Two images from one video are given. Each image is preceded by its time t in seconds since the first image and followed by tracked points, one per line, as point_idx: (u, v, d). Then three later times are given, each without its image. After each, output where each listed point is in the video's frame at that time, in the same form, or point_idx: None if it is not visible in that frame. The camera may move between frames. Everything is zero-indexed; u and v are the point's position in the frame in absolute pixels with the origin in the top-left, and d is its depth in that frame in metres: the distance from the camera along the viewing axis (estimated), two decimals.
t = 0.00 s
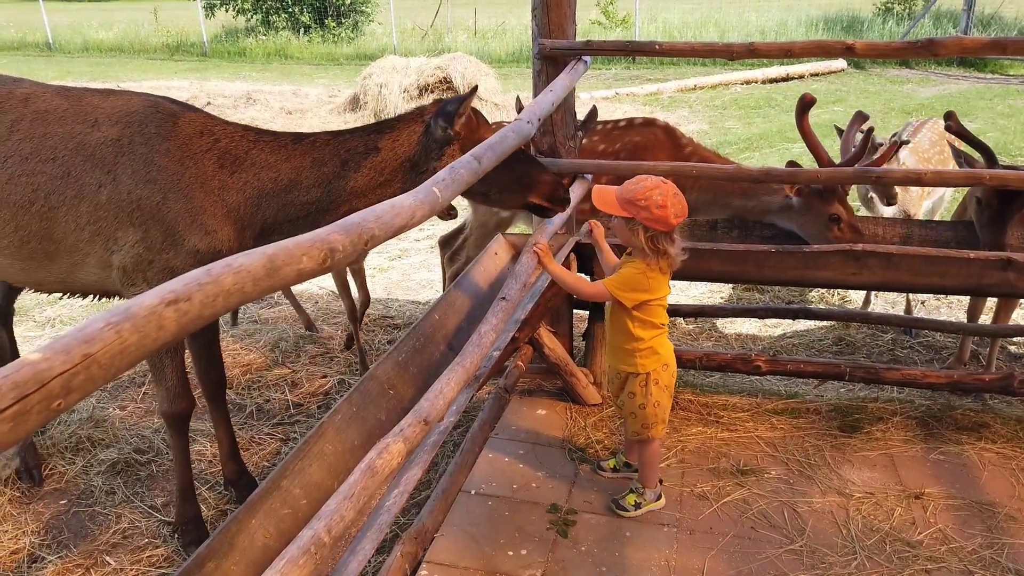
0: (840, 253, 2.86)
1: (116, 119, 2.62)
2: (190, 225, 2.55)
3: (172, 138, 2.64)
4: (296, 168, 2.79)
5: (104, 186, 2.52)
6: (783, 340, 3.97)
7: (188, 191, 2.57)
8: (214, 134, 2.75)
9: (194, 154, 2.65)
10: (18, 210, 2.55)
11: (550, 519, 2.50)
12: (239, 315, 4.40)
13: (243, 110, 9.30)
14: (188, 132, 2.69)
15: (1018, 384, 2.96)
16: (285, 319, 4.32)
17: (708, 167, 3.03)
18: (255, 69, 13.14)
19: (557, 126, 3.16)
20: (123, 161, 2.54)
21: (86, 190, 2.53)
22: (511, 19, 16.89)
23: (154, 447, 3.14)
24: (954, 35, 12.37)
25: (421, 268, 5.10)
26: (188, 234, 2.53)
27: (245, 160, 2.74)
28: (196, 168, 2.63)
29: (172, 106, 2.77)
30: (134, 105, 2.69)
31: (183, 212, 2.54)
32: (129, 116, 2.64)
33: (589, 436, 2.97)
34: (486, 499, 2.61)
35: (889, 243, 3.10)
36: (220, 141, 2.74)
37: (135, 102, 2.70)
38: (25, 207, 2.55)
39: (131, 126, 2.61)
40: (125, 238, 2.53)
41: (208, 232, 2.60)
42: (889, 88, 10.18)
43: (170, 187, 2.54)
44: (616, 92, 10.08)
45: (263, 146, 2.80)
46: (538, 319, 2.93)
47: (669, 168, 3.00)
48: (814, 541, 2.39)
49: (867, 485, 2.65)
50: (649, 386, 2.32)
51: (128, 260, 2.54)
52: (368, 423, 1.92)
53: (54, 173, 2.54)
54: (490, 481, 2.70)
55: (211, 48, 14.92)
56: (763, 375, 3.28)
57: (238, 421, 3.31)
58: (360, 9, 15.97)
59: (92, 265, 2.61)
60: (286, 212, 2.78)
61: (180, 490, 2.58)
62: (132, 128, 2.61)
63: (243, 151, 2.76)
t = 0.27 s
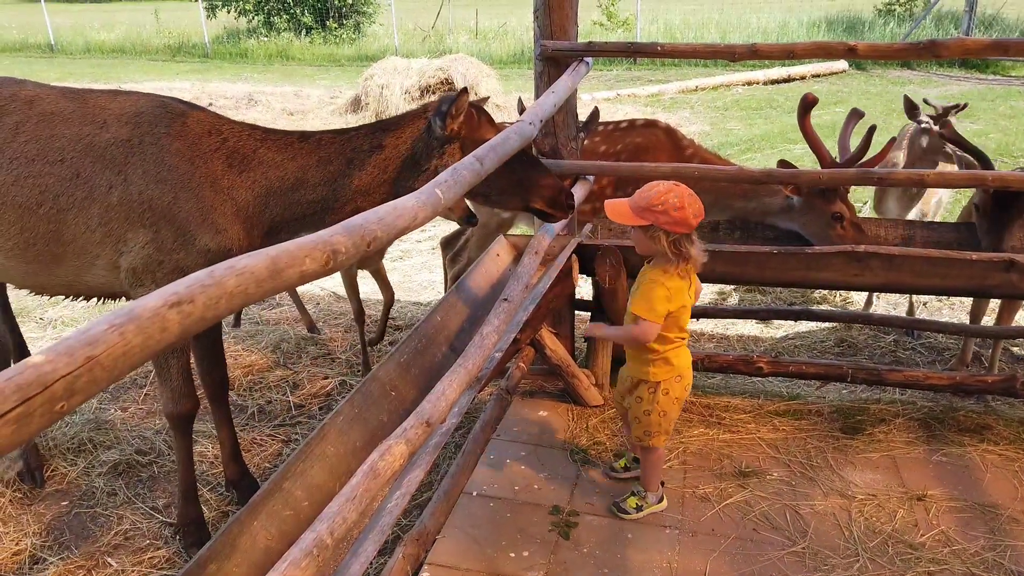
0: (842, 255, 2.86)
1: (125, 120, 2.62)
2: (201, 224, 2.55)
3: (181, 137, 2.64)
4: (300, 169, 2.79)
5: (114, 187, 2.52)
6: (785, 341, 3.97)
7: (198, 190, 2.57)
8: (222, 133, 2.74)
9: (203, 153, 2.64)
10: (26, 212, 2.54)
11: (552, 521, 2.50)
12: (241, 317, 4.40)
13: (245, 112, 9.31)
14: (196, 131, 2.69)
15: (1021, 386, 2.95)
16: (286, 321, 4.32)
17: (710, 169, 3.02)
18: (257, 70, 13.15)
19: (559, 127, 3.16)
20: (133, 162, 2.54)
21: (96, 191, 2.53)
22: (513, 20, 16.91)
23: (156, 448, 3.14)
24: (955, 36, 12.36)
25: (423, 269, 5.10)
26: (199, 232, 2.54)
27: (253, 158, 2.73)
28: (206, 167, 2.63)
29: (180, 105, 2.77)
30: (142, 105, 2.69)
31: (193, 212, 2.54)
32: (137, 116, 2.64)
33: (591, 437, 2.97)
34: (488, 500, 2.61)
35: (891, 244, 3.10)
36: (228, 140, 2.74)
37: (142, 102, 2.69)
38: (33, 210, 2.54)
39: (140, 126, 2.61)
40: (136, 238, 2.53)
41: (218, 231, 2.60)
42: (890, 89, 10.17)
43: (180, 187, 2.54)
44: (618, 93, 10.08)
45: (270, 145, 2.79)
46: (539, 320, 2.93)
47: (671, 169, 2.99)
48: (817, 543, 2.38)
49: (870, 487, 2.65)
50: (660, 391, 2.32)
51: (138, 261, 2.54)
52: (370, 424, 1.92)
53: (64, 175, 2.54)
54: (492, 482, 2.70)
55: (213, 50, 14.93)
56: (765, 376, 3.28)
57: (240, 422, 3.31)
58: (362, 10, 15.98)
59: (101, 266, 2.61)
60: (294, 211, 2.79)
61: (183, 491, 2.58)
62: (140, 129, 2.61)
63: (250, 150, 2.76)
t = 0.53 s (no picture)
0: (844, 255, 2.85)
1: (127, 120, 2.62)
2: (197, 227, 2.55)
3: (180, 140, 2.63)
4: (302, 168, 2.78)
5: (114, 187, 2.52)
6: (786, 342, 3.97)
7: (195, 193, 2.56)
8: (222, 135, 2.74)
9: (201, 156, 2.64)
10: (30, 211, 2.55)
11: (554, 522, 2.49)
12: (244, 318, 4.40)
13: (245, 112, 9.32)
14: (197, 133, 2.69)
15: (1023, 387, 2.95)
16: (288, 321, 4.32)
17: (711, 169, 3.02)
18: (258, 71, 13.16)
19: (560, 127, 3.15)
20: (134, 162, 2.54)
21: (97, 192, 2.53)
22: (513, 21, 16.91)
23: (158, 449, 3.14)
24: (957, 36, 12.34)
25: (424, 270, 5.10)
26: (195, 235, 2.53)
27: (253, 160, 2.73)
28: (204, 170, 2.62)
29: (182, 106, 2.77)
30: (144, 105, 2.69)
31: (191, 214, 2.54)
32: (138, 116, 2.64)
33: (593, 438, 2.97)
34: (489, 501, 2.60)
35: (892, 245, 3.09)
36: (228, 142, 2.74)
37: (145, 103, 2.70)
38: (37, 209, 2.55)
39: (141, 126, 2.61)
40: (135, 239, 2.53)
41: (214, 234, 2.59)
42: (891, 89, 10.16)
43: (179, 189, 2.54)
44: (619, 94, 10.08)
45: (269, 147, 2.79)
46: (540, 321, 2.93)
47: (672, 170, 2.99)
48: (819, 544, 2.38)
49: (871, 488, 2.64)
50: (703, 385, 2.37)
51: (136, 262, 2.54)
52: (371, 425, 1.92)
53: (66, 175, 2.54)
54: (493, 483, 2.70)
55: (213, 50, 14.95)
56: (767, 377, 3.28)
57: (240, 423, 3.31)
58: (363, 11, 15.99)
59: (102, 266, 2.62)
60: (293, 214, 2.77)
61: (184, 492, 2.58)
62: (141, 129, 2.61)
63: (249, 151, 2.75)
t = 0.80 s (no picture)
0: (846, 256, 2.85)
1: (113, 122, 2.62)
2: (180, 232, 2.52)
3: (164, 143, 2.62)
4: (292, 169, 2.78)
5: (99, 190, 2.52)
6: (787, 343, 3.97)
7: (179, 197, 2.54)
8: (209, 139, 2.73)
9: (186, 160, 2.62)
10: (23, 211, 2.58)
11: (555, 523, 2.49)
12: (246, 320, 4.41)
13: (246, 113, 9.32)
14: (182, 137, 2.67)
15: None
16: (289, 322, 4.32)
17: (713, 170, 3.02)
18: (258, 71, 13.16)
19: (561, 128, 3.15)
20: (118, 165, 2.53)
21: (84, 195, 2.53)
22: (514, 22, 16.91)
23: (159, 450, 3.14)
24: (957, 36, 12.34)
25: (425, 271, 5.11)
26: (177, 241, 2.51)
27: (240, 164, 2.72)
28: (189, 174, 2.60)
29: (170, 110, 2.77)
30: (132, 107, 2.69)
31: (174, 219, 2.52)
32: (124, 119, 2.63)
33: (594, 439, 2.97)
34: (490, 502, 2.60)
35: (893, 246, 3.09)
36: (214, 146, 2.72)
37: (132, 104, 2.70)
38: (29, 209, 2.57)
39: (127, 129, 2.60)
40: (121, 243, 2.53)
41: (199, 239, 2.57)
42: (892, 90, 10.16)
43: (162, 193, 2.52)
44: (619, 94, 10.08)
45: (255, 151, 2.78)
46: (541, 322, 2.93)
47: (673, 170, 2.99)
48: (821, 545, 2.38)
49: (873, 489, 2.64)
50: (773, 395, 2.32)
51: (125, 265, 2.54)
52: (373, 426, 1.92)
53: (55, 177, 2.55)
54: (494, 484, 2.70)
55: (214, 51, 14.95)
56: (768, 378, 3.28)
57: (241, 424, 3.31)
58: (363, 12, 16.00)
59: (94, 268, 2.61)
60: (281, 217, 2.77)
61: (184, 494, 2.57)
62: (126, 132, 2.60)
63: (235, 156, 2.74)
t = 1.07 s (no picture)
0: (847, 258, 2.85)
1: (87, 130, 2.61)
2: (156, 242, 2.53)
3: (140, 153, 2.61)
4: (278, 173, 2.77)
5: (75, 199, 2.53)
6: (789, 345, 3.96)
7: (153, 207, 2.54)
8: (185, 147, 2.73)
9: (162, 169, 2.61)
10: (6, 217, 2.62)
11: (557, 525, 2.49)
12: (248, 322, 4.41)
13: (247, 114, 9.32)
14: (158, 146, 2.67)
15: None
16: (290, 323, 4.32)
17: (715, 172, 3.02)
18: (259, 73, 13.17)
19: (562, 129, 3.15)
20: (91, 174, 2.53)
21: (61, 203, 2.55)
22: (515, 23, 16.90)
23: (160, 451, 3.14)
24: (958, 38, 12.34)
25: (426, 272, 5.11)
26: (153, 252, 2.51)
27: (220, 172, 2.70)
28: (165, 184, 2.60)
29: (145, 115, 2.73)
30: (106, 115, 2.67)
31: (149, 229, 2.52)
32: (99, 127, 2.62)
33: (596, 441, 2.96)
34: (491, 504, 2.60)
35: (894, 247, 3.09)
36: (191, 154, 2.71)
37: (108, 111, 2.68)
38: (10, 215, 2.61)
39: (100, 136, 2.59)
40: (100, 250, 2.54)
41: (177, 248, 2.58)
42: (894, 91, 10.16)
43: (136, 204, 2.52)
44: (620, 96, 10.09)
45: (235, 159, 2.77)
46: (542, 324, 2.93)
47: (675, 172, 2.99)
48: (823, 547, 2.37)
49: (875, 491, 2.64)
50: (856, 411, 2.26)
51: (106, 273, 2.56)
52: (374, 428, 1.92)
53: (33, 183, 2.57)
54: (496, 486, 2.70)
55: (214, 52, 14.96)
56: (770, 380, 3.28)
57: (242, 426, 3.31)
58: (364, 13, 16.01)
59: (79, 272, 2.65)
60: (267, 224, 2.76)
61: (185, 496, 2.57)
62: (101, 140, 2.59)
63: (215, 165, 2.73)
